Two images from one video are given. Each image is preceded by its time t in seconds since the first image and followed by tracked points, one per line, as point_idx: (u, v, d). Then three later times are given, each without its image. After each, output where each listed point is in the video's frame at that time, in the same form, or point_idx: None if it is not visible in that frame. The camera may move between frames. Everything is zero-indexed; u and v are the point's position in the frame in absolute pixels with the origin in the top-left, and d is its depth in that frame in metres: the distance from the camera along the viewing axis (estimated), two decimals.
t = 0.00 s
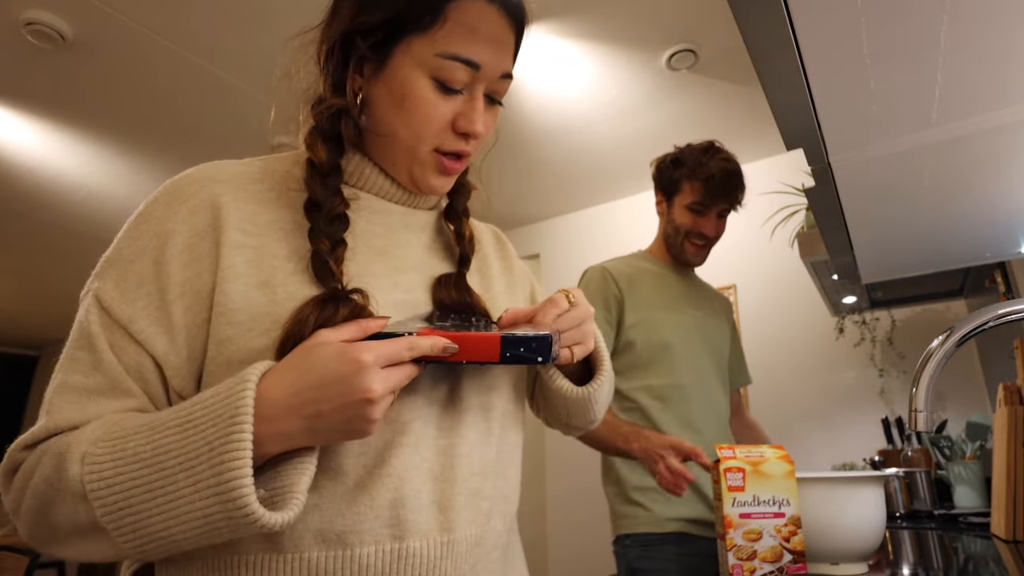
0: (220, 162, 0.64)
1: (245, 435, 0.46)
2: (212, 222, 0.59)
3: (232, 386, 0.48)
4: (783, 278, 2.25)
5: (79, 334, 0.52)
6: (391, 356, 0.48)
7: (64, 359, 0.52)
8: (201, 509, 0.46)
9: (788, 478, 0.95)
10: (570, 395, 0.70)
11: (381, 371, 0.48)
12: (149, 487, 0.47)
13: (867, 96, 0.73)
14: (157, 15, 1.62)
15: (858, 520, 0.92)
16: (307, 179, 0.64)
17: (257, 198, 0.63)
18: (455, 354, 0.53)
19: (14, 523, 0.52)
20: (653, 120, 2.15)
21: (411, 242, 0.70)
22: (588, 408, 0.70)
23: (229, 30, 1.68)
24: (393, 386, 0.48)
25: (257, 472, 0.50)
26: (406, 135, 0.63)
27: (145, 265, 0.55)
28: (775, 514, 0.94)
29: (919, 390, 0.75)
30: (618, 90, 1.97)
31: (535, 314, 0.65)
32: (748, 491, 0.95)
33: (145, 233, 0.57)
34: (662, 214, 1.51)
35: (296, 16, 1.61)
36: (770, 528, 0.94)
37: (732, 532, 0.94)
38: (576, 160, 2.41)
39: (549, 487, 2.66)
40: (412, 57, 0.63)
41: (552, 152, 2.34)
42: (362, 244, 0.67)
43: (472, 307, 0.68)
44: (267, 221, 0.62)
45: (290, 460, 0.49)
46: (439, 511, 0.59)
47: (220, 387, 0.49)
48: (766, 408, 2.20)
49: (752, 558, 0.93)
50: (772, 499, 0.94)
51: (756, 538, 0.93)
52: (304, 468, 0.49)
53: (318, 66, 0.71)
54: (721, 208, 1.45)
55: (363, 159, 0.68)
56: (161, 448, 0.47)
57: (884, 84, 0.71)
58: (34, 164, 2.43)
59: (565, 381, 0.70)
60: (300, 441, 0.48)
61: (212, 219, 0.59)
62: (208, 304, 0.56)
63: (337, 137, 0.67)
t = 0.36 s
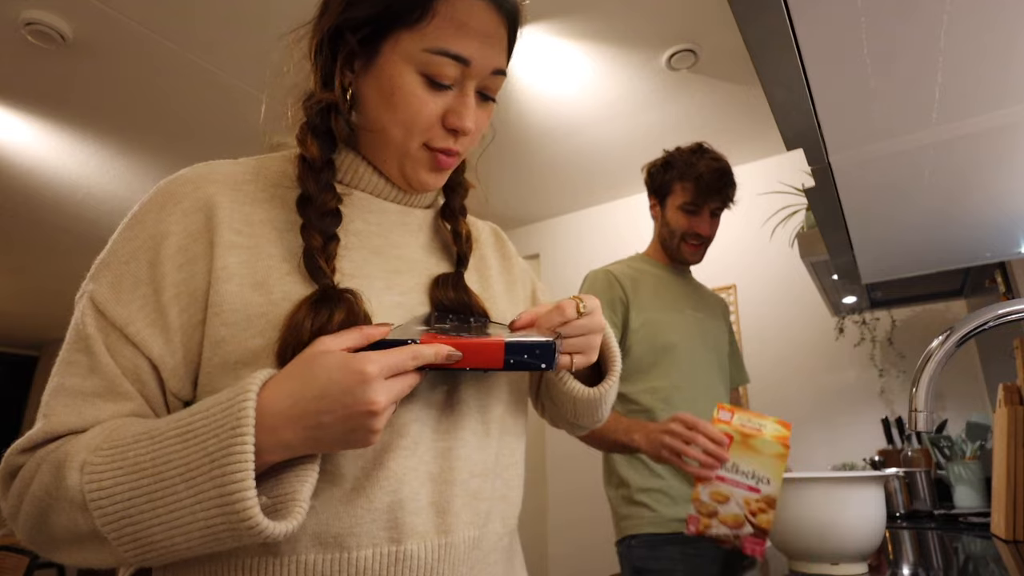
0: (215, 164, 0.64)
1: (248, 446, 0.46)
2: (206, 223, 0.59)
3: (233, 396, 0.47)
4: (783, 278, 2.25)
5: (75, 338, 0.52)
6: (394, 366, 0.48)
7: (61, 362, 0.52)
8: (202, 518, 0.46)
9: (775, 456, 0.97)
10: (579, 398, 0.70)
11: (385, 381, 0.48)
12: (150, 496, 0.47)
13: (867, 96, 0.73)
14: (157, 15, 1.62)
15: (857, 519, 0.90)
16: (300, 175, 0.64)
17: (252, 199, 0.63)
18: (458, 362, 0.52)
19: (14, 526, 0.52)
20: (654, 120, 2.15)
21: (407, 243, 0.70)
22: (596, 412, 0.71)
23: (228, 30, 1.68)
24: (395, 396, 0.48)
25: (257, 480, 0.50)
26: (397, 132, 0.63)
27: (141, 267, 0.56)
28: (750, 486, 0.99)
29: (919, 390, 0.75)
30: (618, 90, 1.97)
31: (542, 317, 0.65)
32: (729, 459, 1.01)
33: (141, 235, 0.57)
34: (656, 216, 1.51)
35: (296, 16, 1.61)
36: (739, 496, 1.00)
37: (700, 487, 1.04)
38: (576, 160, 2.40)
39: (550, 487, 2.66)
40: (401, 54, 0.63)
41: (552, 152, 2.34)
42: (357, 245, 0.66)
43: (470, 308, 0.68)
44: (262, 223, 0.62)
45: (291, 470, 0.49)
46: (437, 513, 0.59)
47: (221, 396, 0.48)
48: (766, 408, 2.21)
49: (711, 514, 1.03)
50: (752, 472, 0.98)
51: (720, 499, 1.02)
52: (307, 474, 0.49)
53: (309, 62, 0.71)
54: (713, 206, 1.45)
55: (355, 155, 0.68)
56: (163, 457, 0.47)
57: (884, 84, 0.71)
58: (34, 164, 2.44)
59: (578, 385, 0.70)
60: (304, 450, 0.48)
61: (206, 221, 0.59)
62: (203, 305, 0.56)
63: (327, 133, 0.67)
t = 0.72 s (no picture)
0: (211, 164, 0.64)
1: (252, 450, 0.46)
2: (201, 224, 0.59)
3: (237, 399, 0.47)
4: (783, 278, 2.25)
5: (72, 339, 0.52)
6: (400, 372, 0.48)
7: (59, 363, 0.52)
8: (207, 521, 0.46)
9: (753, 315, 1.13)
10: (577, 403, 0.70)
11: (388, 389, 0.48)
12: (154, 500, 0.47)
13: (868, 96, 0.73)
14: (156, 14, 1.62)
15: (855, 519, 0.90)
16: (296, 175, 0.64)
17: (247, 199, 0.63)
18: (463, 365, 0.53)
19: (14, 528, 0.52)
20: (654, 120, 2.15)
21: (404, 243, 0.70)
22: (593, 417, 0.71)
23: (228, 30, 1.68)
24: (402, 400, 0.49)
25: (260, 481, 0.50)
26: (392, 130, 0.63)
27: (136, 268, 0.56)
28: (732, 339, 1.14)
29: (919, 390, 0.75)
30: (618, 90, 1.97)
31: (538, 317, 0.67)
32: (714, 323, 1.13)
33: (137, 236, 0.57)
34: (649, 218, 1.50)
35: (295, 15, 1.61)
36: (725, 348, 1.14)
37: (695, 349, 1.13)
38: (576, 160, 2.40)
39: (550, 487, 2.66)
40: (395, 50, 0.63)
41: (552, 152, 2.34)
42: (353, 245, 0.67)
43: (468, 308, 0.68)
44: (258, 223, 0.62)
45: (294, 472, 0.49)
46: (433, 513, 0.59)
47: (224, 399, 0.48)
48: (766, 408, 2.21)
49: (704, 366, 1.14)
50: (734, 330, 1.14)
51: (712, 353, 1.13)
52: (310, 477, 0.49)
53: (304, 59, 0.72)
54: (703, 205, 1.43)
55: (350, 154, 0.68)
56: (166, 461, 0.47)
57: (884, 83, 0.71)
58: (34, 164, 2.43)
59: (575, 391, 0.70)
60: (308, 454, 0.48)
61: (201, 221, 0.59)
62: (199, 305, 0.56)
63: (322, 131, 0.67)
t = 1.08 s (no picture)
0: (207, 164, 0.64)
1: (243, 448, 0.45)
2: (196, 224, 0.59)
3: (227, 397, 0.47)
4: (783, 278, 2.25)
5: (67, 339, 0.52)
6: (390, 368, 0.48)
7: (54, 364, 0.52)
8: (199, 519, 0.46)
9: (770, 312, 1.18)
10: (572, 407, 0.70)
11: (380, 384, 0.48)
12: (146, 499, 0.47)
13: (867, 96, 0.73)
14: (156, 14, 1.62)
15: (855, 519, 0.90)
16: (292, 176, 0.64)
17: (242, 199, 0.63)
18: (455, 356, 0.53)
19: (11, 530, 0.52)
20: (655, 120, 2.15)
21: (400, 243, 0.70)
22: (588, 422, 0.71)
23: (228, 29, 1.68)
24: (391, 396, 0.49)
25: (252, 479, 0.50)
26: (390, 129, 0.63)
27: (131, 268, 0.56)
28: (748, 334, 1.17)
29: (919, 389, 0.75)
30: (618, 90, 1.97)
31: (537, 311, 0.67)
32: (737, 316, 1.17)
33: (133, 237, 0.57)
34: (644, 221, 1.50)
35: (295, 15, 1.61)
36: (741, 342, 1.17)
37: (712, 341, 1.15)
38: (576, 160, 2.41)
39: (550, 487, 2.66)
40: (395, 49, 0.63)
41: (552, 152, 2.34)
42: (348, 246, 0.66)
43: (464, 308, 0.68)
44: (254, 223, 0.62)
45: (288, 468, 0.49)
46: (429, 513, 0.59)
47: (214, 397, 0.48)
48: (766, 408, 2.21)
49: (718, 358, 1.17)
50: (751, 325, 1.17)
51: (728, 347, 1.16)
52: (303, 474, 0.49)
53: (302, 57, 0.71)
54: (700, 212, 1.43)
55: (348, 154, 0.68)
56: (157, 459, 0.47)
57: (884, 84, 0.71)
58: (34, 164, 2.43)
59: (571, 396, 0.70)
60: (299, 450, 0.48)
61: (197, 222, 0.59)
62: (195, 306, 0.56)
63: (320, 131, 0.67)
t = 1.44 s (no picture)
0: (209, 163, 0.63)
1: (238, 410, 0.46)
2: (199, 222, 0.59)
3: (219, 364, 0.48)
4: (783, 278, 2.25)
5: (62, 337, 0.52)
6: (383, 335, 0.49)
7: (49, 362, 0.52)
8: (195, 490, 0.46)
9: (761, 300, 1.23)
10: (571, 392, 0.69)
11: (372, 351, 0.49)
12: (140, 474, 0.47)
13: (867, 96, 0.73)
14: (156, 14, 1.62)
15: (855, 518, 0.90)
16: (302, 171, 0.63)
17: (246, 197, 0.62)
18: (451, 334, 0.54)
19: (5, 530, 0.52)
20: (654, 120, 2.15)
21: (402, 243, 0.70)
22: (588, 407, 0.70)
23: (229, 30, 1.68)
24: (384, 365, 0.49)
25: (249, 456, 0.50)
26: (403, 128, 0.63)
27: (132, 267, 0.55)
28: (738, 323, 1.22)
29: (919, 389, 0.75)
30: (618, 90, 1.97)
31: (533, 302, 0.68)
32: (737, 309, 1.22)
33: (133, 235, 0.57)
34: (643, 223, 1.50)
35: (296, 16, 1.61)
36: (731, 329, 1.22)
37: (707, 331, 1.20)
38: (576, 160, 2.41)
39: (550, 487, 2.66)
40: (412, 50, 0.63)
41: (552, 152, 2.34)
42: (352, 245, 0.66)
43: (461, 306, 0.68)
44: (257, 222, 0.61)
45: (283, 444, 0.49)
46: (432, 514, 0.59)
47: (206, 369, 0.49)
48: (766, 408, 2.21)
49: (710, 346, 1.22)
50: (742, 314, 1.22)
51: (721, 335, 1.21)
52: (300, 447, 0.49)
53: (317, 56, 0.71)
54: (700, 215, 1.43)
55: (356, 155, 0.68)
56: (151, 434, 0.47)
57: (884, 84, 0.71)
58: (33, 164, 2.43)
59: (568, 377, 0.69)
60: (291, 424, 0.48)
61: (199, 220, 0.59)
62: (196, 305, 0.56)
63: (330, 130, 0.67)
